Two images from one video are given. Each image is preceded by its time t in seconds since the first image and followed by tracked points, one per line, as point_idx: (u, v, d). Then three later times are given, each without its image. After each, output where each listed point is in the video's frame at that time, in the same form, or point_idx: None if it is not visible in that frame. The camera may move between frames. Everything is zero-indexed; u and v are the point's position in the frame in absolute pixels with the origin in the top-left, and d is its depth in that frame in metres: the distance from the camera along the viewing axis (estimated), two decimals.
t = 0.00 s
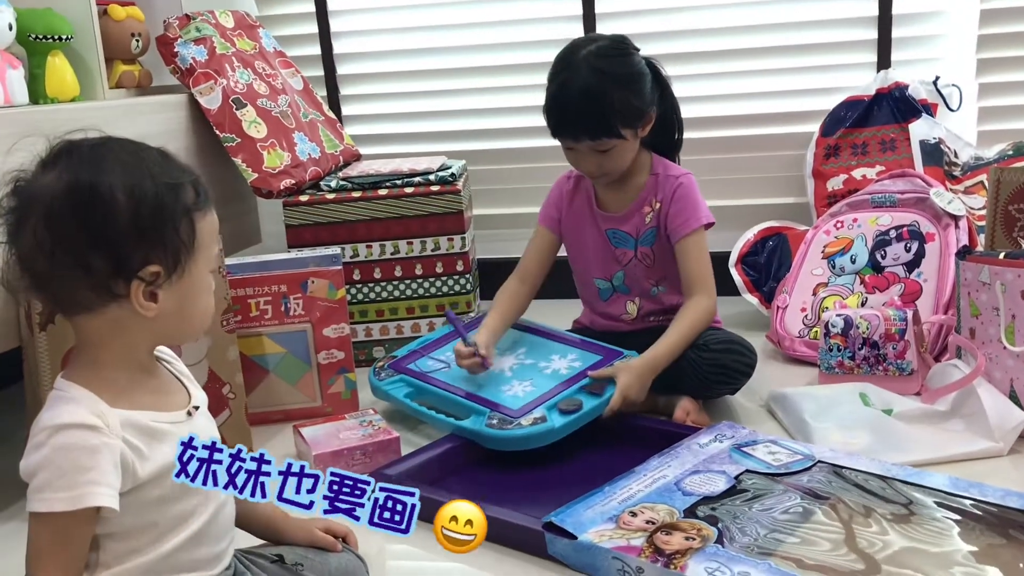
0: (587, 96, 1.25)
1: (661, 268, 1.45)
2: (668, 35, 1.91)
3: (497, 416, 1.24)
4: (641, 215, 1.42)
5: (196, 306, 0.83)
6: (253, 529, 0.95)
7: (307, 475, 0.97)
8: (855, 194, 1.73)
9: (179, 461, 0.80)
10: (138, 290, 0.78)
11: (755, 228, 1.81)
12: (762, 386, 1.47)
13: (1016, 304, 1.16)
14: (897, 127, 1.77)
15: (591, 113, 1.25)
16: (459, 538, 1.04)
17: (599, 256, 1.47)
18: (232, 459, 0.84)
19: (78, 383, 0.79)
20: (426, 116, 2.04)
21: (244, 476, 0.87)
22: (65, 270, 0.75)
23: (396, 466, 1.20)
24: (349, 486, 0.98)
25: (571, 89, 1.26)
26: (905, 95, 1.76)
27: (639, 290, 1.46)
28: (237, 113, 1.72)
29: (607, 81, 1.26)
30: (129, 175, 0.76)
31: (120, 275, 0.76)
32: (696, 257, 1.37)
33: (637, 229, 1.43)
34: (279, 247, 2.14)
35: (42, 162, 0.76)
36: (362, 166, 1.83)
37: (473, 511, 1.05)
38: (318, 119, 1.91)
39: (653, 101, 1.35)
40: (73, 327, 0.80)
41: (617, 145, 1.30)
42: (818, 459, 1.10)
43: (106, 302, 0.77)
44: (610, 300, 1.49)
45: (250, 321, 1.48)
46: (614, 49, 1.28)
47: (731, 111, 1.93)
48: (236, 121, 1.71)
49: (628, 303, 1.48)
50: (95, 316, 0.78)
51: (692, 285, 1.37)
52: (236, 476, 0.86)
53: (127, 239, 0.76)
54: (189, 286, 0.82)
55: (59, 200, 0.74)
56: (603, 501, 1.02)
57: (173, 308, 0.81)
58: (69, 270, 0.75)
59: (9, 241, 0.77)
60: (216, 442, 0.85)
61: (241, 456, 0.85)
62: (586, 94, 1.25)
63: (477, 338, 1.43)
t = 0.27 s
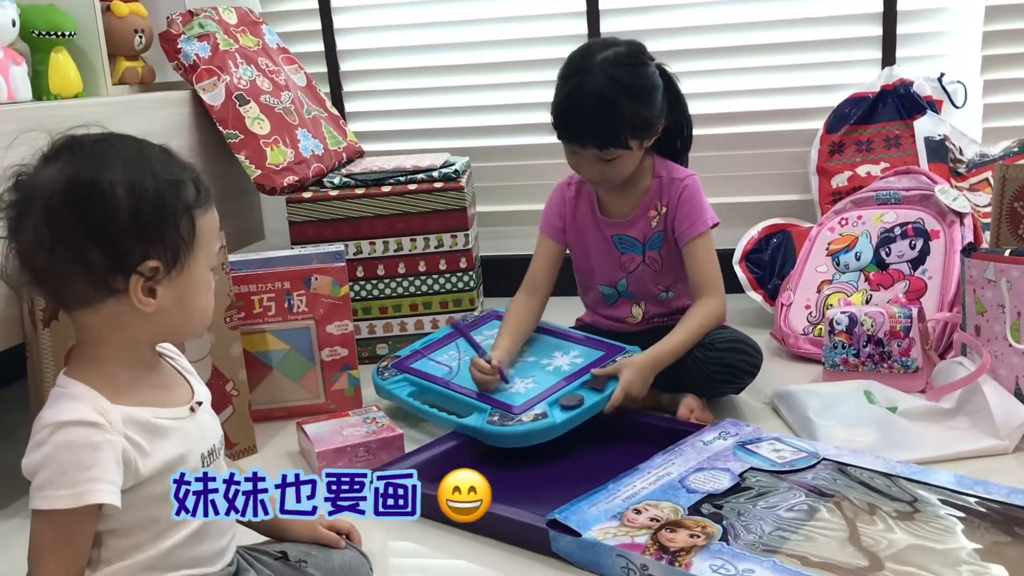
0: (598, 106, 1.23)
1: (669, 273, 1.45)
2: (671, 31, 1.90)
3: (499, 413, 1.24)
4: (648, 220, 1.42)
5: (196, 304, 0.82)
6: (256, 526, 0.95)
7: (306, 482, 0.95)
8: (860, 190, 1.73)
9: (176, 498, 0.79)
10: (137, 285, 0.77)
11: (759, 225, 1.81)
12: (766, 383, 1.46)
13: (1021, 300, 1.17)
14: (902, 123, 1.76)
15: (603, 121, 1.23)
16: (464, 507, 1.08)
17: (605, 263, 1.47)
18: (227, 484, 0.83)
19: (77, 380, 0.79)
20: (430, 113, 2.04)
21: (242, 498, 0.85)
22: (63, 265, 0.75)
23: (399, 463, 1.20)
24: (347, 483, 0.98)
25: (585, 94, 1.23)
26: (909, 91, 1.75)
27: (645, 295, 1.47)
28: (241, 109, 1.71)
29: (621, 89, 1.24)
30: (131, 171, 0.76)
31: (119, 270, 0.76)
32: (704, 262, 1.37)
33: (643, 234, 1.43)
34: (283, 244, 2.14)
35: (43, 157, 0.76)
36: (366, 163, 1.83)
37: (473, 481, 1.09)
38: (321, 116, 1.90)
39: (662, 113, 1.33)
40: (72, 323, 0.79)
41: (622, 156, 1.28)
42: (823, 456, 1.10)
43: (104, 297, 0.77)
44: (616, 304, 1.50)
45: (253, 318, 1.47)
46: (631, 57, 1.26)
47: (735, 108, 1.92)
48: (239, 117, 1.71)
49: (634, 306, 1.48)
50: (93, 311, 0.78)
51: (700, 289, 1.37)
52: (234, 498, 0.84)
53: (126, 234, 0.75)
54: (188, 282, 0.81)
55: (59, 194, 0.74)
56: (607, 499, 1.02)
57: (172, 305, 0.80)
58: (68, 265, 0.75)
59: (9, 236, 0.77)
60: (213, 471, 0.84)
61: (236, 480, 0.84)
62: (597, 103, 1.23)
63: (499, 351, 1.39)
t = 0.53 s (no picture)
0: (607, 122, 1.22)
1: (674, 275, 1.45)
2: (677, 30, 1.90)
3: (504, 412, 1.24)
4: (652, 224, 1.42)
5: (204, 301, 0.83)
6: (263, 524, 0.95)
7: (306, 482, 0.94)
8: (865, 189, 1.73)
9: (177, 499, 0.79)
10: (146, 280, 0.77)
11: (764, 224, 1.81)
12: (771, 382, 1.47)
13: None
14: (908, 122, 1.76)
15: (614, 140, 1.23)
16: (464, 507, 1.09)
17: (609, 266, 1.47)
18: (227, 484, 0.83)
19: (86, 376, 0.79)
20: (435, 111, 2.04)
21: (243, 498, 0.84)
22: (74, 260, 0.75)
23: (404, 461, 1.20)
24: (347, 483, 0.98)
25: (596, 112, 1.22)
26: (915, 90, 1.75)
27: (651, 297, 1.48)
28: (246, 107, 1.71)
29: (633, 107, 1.23)
30: (142, 168, 0.76)
31: (129, 265, 0.76)
32: (710, 266, 1.37)
33: (647, 238, 1.43)
34: (287, 242, 2.14)
35: (55, 153, 0.76)
36: (371, 161, 1.83)
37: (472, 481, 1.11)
38: (326, 114, 1.90)
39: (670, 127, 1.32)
40: (81, 319, 0.79)
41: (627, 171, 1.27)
42: (828, 456, 1.10)
43: (114, 292, 0.77)
44: (621, 305, 1.51)
45: (258, 316, 1.48)
46: (643, 72, 1.25)
47: (740, 107, 1.92)
48: (244, 115, 1.71)
49: (639, 307, 1.49)
50: (103, 306, 0.78)
51: (707, 293, 1.38)
52: (235, 498, 0.84)
53: (137, 229, 0.75)
54: (196, 278, 0.81)
55: (71, 189, 0.74)
56: (612, 498, 1.02)
57: (181, 300, 0.80)
58: (78, 259, 0.75)
59: (18, 232, 0.77)
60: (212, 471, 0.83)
61: (235, 481, 0.83)
62: (606, 119, 1.22)
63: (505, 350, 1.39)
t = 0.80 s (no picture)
0: (614, 125, 1.22)
1: (677, 275, 1.45)
2: (680, 29, 1.90)
3: (507, 411, 1.24)
4: (655, 224, 1.42)
5: (207, 299, 0.83)
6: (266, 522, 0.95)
7: (305, 484, 0.93)
8: (869, 188, 1.73)
9: (177, 514, 0.79)
10: (151, 277, 0.77)
11: (767, 223, 1.81)
12: (774, 382, 1.46)
13: None
14: (911, 122, 1.76)
15: (622, 145, 1.23)
16: (464, 495, 1.09)
17: (613, 266, 1.47)
18: (227, 493, 0.82)
19: (89, 372, 0.79)
20: (438, 110, 2.04)
21: (244, 506, 0.84)
22: (79, 255, 0.75)
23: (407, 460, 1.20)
24: (347, 482, 0.95)
25: (604, 117, 1.22)
26: (919, 89, 1.75)
27: (654, 296, 1.47)
28: (249, 105, 1.72)
29: (640, 112, 1.23)
30: (149, 166, 0.76)
31: (134, 262, 0.76)
32: (714, 266, 1.37)
33: (651, 238, 1.43)
34: (290, 241, 2.14)
35: (62, 149, 0.77)
36: (374, 160, 1.83)
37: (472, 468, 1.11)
38: (330, 112, 1.90)
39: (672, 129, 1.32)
40: (84, 315, 0.79)
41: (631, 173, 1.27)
42: (831, 455, 1.10)
43: (118, 289, 0.77)
44: (624, 304, 1.51)
45: (262, 314, 1.48)
46: (649, 76, 1.25)
47: (744, 105, 1.92)
48: (248, 114, 1.71)
49: (642, 306, 1.49)
50: (106, 303, 0.78)
51: (710, 293, 1.38)
52: (235, 507, 0.83)
53: (142, 226, 0.76)
54: (200, 276, 0.81)
55: (77, 186, 0.74)
56: (615, 497, 1.02)
57: (184, 297, 0.80)
58: (83, 255, 0.75)
59: (23, 228, 0.77)
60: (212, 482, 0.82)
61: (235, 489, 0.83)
62: (614, 122, 1.22)
63: (509, 348, 1.39)
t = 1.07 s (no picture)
0: (619, 129, 1.22)
1: (679, 276, 1.45)
2: (682, 29, 1.90)
3: (509, 412, 1.24)
4: (658, 225, 1.42)
5: (209, 301, 0.83)
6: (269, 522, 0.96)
7: (305, 485, 0.94)
8: (871, 189, 1.73)
9: (178, 519, 0.79)
10: (153, 277, 0.78)
11: (769, 223, 1.81)
12: (776, 382, 1.46)
13: None
14: (914, 122, 1.76)
15: (626, 150, 1.23)
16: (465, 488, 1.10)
17: (615, 267, 1.47)
18: (228, 498, 0.83)
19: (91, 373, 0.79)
20: (440, 111, 2.04)
21: (244, 511, 0.85)
22: (82, 256, 0.75)
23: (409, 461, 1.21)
24: (347, 482, 0.95)
25: (609, 122, 1.22)
26: (921, 90, 1.75)
27: (656, 297, 1.48)
28: (251, 106, 1.72)
29: (645, 118, 1.23)
30: (154, 168, 0.77)
31: (136, 263, 0.76)
32: (716, 268, 1.37)
33: (653, 240, 1.43)
34: (292, 241, 2.14)
35: (66, 150, 0.77)
36: (376, 161, 1.83)
37: (470, 460, 1.11)
38: (332, 113, 1.91)
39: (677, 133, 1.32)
40: (86, 316, 0.80)
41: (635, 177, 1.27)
42: (834, 456, 1.10)
43: (120, 289, 0.77)
44: (626, 305, 1.51)
45: (264, 315, 1.48)
46: (654, 80, 1.24)
47: (746, 106, 1.92)
48: (250, 115, 1.71)
49: (645, 307, 1.49)
50: (108, 304, 0.78)
51: (712, 294, 1.38)
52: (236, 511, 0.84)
53: (146, 227, 0.76)
54: (202, 278, 0.81)
55: (82, 186, 0.74)
56: (617, 497, 1.02)
57: (186, 299, 0.81)
58: (85, 255, 0.75)
59: (26, 228, 0.77)
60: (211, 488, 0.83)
61: (236, 494, 0.84)
62: (618, 126, 1.22)
63: (512, 350, 1.39)
